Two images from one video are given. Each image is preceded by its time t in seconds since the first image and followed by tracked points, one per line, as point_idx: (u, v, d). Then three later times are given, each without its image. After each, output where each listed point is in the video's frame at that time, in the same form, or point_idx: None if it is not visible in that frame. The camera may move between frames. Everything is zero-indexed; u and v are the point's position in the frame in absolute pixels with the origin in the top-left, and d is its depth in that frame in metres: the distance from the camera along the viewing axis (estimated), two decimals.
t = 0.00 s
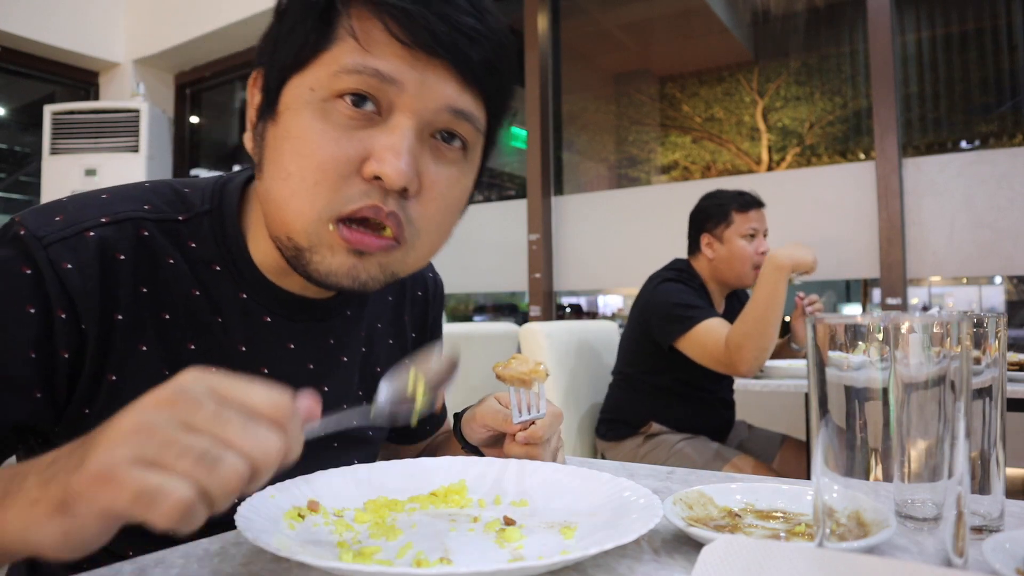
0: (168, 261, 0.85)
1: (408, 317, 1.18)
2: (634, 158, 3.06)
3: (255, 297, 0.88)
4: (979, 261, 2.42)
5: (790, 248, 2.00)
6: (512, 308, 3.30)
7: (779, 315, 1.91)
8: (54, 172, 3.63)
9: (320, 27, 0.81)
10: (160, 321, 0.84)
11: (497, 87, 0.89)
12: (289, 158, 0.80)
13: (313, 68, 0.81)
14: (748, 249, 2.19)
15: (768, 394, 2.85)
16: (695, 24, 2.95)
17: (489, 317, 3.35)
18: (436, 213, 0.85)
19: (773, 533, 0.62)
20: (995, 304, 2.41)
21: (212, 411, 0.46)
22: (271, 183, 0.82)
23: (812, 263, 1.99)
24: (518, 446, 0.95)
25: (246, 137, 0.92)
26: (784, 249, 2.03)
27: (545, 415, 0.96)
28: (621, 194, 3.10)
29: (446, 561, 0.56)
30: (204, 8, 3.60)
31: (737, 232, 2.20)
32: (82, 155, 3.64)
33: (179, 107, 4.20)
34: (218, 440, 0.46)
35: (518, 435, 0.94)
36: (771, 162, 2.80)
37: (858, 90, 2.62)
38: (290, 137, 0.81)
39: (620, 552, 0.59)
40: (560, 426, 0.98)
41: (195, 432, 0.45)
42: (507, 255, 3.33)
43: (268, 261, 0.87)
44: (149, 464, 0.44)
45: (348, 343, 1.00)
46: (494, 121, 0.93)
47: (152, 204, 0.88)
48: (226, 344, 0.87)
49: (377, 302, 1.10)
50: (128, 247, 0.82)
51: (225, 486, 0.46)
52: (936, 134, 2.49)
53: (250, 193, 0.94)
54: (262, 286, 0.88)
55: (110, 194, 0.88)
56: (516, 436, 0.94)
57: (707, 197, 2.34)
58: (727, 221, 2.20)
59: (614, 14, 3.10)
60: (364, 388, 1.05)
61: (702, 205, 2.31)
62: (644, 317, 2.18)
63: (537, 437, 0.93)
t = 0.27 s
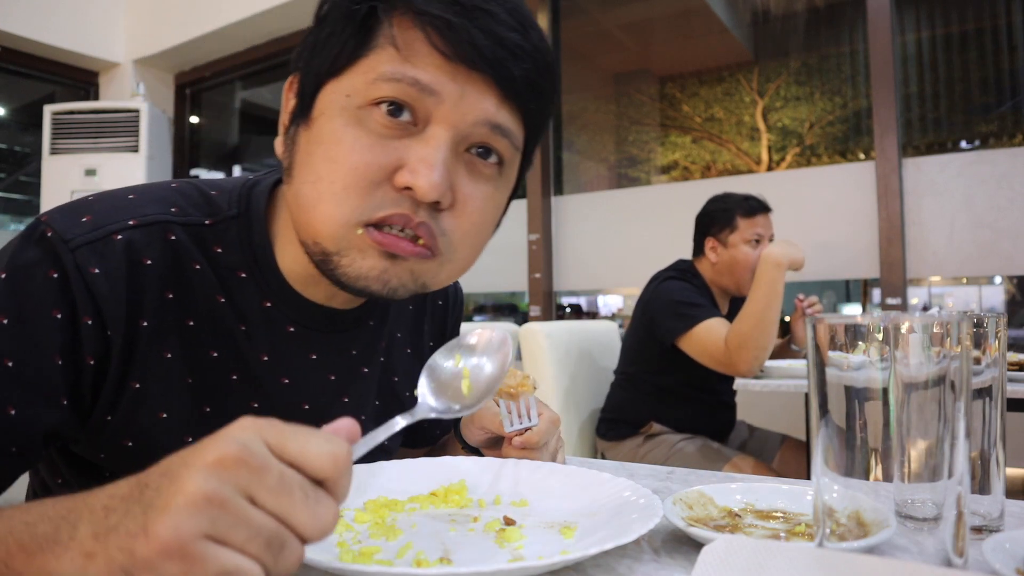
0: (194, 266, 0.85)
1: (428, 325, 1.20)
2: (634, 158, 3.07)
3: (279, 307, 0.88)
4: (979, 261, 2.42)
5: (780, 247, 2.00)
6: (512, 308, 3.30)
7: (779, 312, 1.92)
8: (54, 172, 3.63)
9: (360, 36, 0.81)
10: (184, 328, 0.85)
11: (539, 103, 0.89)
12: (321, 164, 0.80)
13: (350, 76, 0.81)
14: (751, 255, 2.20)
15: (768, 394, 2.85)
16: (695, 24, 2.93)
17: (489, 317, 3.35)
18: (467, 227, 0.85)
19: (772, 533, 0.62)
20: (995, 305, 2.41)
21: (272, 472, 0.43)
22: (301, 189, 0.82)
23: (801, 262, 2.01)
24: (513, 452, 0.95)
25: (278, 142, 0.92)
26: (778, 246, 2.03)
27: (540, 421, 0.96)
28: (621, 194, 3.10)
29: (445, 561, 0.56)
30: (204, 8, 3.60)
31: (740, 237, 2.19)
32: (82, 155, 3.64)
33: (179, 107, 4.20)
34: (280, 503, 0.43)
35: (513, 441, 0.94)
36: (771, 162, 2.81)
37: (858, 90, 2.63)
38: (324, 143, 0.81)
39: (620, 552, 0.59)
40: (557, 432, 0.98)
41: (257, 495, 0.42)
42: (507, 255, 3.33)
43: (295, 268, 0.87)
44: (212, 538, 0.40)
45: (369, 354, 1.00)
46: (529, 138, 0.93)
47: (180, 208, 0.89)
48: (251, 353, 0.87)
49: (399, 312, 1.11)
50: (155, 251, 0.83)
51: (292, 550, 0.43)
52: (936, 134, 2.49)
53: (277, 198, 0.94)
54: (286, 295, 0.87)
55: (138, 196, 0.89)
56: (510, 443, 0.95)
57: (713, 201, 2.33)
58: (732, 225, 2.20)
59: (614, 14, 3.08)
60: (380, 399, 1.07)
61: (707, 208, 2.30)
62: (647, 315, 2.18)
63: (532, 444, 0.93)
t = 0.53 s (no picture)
0: (207, 270, 0.85)
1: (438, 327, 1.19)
2: (634, 158, 3.07)
3: (294, 310, 0.88)
4: (979, 261, 2.42)
5: (783, 246, 1.99)
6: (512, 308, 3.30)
7: (779, 314, 1.92)
8: (54, 172, 3.63)
9: (396, 43, 0.81)
10: (197, 332, 0.85)
11: (566, 110, 0.89)
12: (354, 172, 0.80)
13: (384, 83, 0.81)
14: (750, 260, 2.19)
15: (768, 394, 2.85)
16: (695, 24, 2.92)
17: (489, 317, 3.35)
18: (496, 236, 0.85)
19: (772, 533, 0.62)
20: (995, 304, 2.41)
21: (266, 441, 0.40)
22: (333, 196, 0.82)
23: (803, 258, 2.01)
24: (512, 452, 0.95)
25: (303, 145, 0.92)
26: (779, 244, 2.03)
27: (538, 422, 0.96)
28: (621, 194, 3.10)
29: (445, 561, 0.56)
30: (204, 8, 3.60)
31: (738, 242, 2.19)
32: (82, 155, 3.64)
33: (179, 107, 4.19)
34: (275, 473, 0.40)
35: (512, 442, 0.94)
36: (771, 162, 2.81)
37: (858, 90, 2.63)
38: (357, 150, 0.81)
39: (620, 552, 0.59)
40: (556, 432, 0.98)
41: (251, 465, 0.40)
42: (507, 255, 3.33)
43: (314, 274, 0.88)
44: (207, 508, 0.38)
45: (380, 356, 1.01)
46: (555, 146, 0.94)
47: (193, 210, 0.89)
48: (264, 357, 0.88)
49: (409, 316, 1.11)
50: (169, 255, 0.82)
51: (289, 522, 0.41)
52: (936, 134, 2.49)
53: (292, 201, 0.96)
54: (306, 301, 0.88)
55: (153, 198, 0.89)
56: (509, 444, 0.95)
57: (715, 202, 2.32)
58: (731, 229, 2.20)
59: (614, 14, 3.06)
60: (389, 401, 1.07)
61: (708, 210, 2.30)
62: (647, 314, 2.18)
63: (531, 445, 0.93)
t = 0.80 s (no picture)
0: (211, 269, 0.85)
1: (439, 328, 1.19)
2: (634, 158, 3.07)
3: (296, 310, 0.88)
4: (979, 261, 2.42)
5: (789, 247, 2.00)
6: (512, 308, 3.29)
7: (779, 316, 1.91)
8: (54, 172, 3.63)
9: (400, 52, 0.81)
10: (200, 330, 0.85)
11: (567, 125, 0.89)
12: (355, 180, 0.80)
13: (387, 92, 0.81)
14: (745, 252, 2.19)
15: (768, 394, 2.85)
16: (695, 24, 2.93)
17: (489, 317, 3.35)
18: (495, 243, 0.86)
19: (773, 533, 0.62)
20: (995, 304, 2.41)
21: (274, 487, 0.41)
22: (334, 203, 0.82)
23: (812, 262, 2.01)
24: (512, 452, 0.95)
25: (307, 148, 0.92)
26: (785, 246, 2.04)
27: (538, 423, 0.96)
28: (621, 194, 3.10)
29: (445, 561, 0.56)
30: (204, 8, 3.60)
31: (733, 235, 2.19)
32: (82, 155, 3.64)
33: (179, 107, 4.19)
34: (279, 519, 0.41)
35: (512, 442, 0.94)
36: (771, 162, 2.83)
37: (858, 90, 2.63)
38: (358, 159, 0.81)
39: (620, 552, 0.59)
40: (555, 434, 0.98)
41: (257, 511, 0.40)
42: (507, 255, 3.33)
43: (314, 277, 0.89)
44: (212, 557, 0.39)
45: (381, 356, 1.01)
46: (557, 156, 0.94)
47: (197, 209, 0.89)
48: (266, 356, 0.88)
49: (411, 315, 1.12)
50: (171, 253, 0.82)
51: (292, 566, 0.42)
52: (936, 134, 2.49)
53: (295, 201, 0.96)
54: (305, 302, 0.88)
55: (157, 195, 0.89)
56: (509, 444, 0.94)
57: (707, 199, 2.34)
58: (724, 223, 2.21)
59: (614, 14, 3.05)
60: (390, 402, 1.07)
61: (700, 207, 2.32)
62: (645, 316, 2.18)
63: (531, 445, 0.93)
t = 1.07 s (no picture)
0: (208, 270, 0.85)
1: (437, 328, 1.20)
2: (634, 158, 3.08)
3: (293, 309, 0.88)
4: (979, 261, 2.42)
5: (786, 246, 2.02)
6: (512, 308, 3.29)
7: (779, 315, 1.92)
8: (54, 172, 3.63)
9: (392, 39, 0.81)
10: (197, 332, 0.85)
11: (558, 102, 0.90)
12: (355, 168, 0.80)
13: (381, 79, 0.81)
14: (741, 248, 2.20)
15: (768, 394, 2.85)
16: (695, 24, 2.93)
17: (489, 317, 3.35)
18: (497, 228, 0.85)
19: (773, 533, 0.62)
20: (994, 304, 2.41)
21: (283, 471, 0.42)
22: (334, 194, 0.82)
23: (809, 259, 2.04)
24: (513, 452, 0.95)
25: (301, 145, 0.92)
26: (784, 247, 2.06)
27: (539, 423, 0.95)
28: (621, 194, 3.10)
29: (445, 561, 0.56)
30: (204, 9, 3.60)
31: (727, 231, 2.20)
32: (82, 155, 3.64)
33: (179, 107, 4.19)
34: (290, 502, 0.43)
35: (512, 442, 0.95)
36: (771, 162, 2.82)
37: (858, 90, 2.63)
38: (357, 146, 0.81)
39: (620, 552, 0.59)
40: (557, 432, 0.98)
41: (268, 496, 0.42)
42: (507, 255, 3.33)
43: (311, 276, 0.89)
44: (227, 543, 0.41)
45: (380, 356, 1.01)
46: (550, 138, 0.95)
47: (192, 210, 0.89)
48: (264, 356, 0.88)
49: (409, 315, 1.11)
50: (168, 255, 0.82)
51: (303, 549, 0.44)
52: (936, 134, 2.49)
53: (292, 203, 0.96)
54: (301, 298, 0.88)
55: (152, 198, 0.89)
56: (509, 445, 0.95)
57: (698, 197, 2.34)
58: (717, 220, 2.22)
59: (615, 14, 3.05)
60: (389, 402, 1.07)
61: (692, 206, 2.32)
62: (645, 317, 2.18)
63: (531, 446, 0.93)
